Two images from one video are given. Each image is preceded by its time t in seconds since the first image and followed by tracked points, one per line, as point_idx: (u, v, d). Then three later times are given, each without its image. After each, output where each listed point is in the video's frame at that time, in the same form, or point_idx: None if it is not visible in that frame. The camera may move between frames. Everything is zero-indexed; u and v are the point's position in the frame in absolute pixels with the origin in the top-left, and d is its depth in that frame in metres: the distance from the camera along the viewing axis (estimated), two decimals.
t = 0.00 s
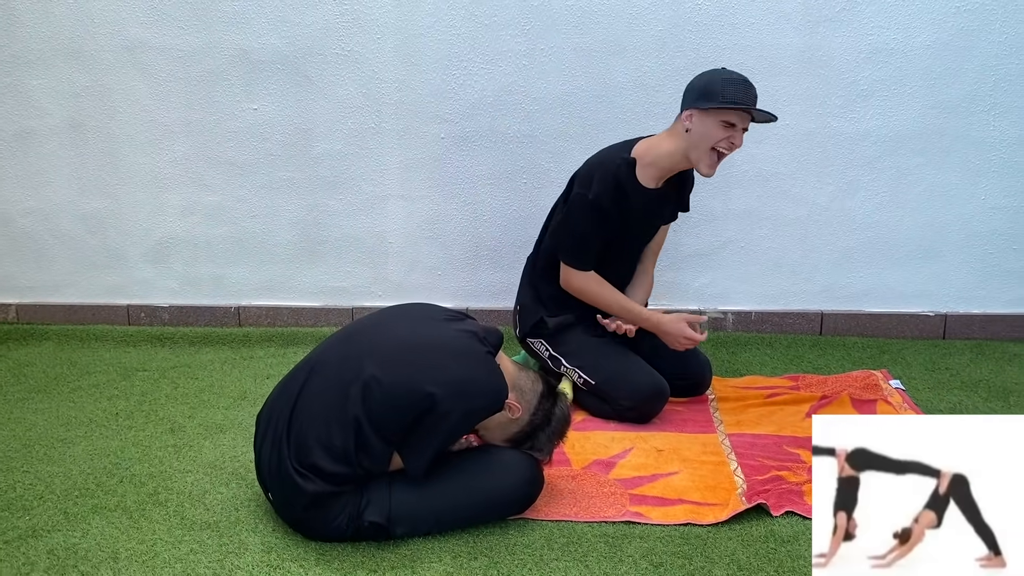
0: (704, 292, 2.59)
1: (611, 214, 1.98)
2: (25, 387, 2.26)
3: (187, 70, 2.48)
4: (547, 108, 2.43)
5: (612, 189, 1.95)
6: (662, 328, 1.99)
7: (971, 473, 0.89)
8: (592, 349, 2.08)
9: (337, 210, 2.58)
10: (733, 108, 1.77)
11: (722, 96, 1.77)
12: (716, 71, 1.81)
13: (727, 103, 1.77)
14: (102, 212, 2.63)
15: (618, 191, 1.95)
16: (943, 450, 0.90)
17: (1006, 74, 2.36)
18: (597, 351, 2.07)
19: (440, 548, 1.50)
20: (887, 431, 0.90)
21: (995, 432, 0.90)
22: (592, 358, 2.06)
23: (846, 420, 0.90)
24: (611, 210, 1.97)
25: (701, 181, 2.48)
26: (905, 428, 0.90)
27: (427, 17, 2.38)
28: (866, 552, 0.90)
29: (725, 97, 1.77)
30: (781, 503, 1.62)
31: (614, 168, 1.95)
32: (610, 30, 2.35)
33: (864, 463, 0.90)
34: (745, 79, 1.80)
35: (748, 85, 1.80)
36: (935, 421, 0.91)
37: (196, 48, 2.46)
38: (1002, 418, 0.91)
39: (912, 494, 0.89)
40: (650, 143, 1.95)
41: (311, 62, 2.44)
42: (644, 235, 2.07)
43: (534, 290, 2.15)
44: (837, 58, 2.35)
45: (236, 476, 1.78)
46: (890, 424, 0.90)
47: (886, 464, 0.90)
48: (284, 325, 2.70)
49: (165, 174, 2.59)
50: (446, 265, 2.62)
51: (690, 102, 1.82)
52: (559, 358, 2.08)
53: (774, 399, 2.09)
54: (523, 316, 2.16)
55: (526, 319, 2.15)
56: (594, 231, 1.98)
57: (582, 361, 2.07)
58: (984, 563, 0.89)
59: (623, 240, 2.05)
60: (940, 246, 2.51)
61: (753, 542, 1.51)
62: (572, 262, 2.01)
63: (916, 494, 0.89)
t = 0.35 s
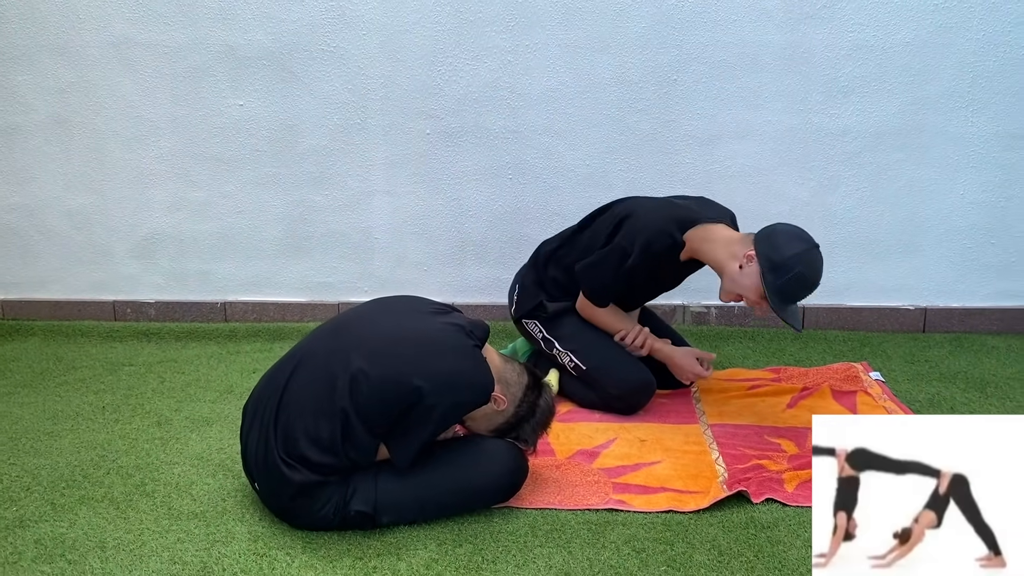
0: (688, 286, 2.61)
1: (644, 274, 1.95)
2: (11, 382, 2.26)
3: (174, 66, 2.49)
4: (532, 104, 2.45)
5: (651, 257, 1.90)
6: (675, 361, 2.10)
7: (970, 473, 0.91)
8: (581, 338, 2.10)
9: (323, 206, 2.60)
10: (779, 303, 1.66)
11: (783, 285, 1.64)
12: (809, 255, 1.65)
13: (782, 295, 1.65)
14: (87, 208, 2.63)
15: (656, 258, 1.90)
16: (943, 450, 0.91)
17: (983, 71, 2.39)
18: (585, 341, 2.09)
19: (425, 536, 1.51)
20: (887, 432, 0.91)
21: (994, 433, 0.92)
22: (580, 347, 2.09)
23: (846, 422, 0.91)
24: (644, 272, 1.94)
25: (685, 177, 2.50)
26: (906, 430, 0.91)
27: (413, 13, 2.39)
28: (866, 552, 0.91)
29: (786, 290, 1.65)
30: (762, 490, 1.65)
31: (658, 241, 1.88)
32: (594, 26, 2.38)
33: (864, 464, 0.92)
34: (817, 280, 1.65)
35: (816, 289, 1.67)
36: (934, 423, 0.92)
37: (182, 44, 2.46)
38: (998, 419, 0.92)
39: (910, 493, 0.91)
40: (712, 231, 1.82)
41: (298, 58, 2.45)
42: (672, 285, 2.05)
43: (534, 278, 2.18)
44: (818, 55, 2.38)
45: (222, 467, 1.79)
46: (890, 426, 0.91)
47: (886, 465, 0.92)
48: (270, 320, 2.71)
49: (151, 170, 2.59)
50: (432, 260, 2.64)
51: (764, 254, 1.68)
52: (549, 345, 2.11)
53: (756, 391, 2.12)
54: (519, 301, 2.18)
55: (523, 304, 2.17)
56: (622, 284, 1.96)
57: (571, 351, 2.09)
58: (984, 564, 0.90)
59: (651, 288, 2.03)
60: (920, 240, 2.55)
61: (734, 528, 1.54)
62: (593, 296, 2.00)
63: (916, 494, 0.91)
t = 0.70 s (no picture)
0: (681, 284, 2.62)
1: (642, 291, 1.96)
2: (3, 380, 2.26)
3: (167, 63, 2.48)
4: (525, 102, 2.46)
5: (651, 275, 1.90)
6: (664, 358, 2.13)
7: (970, 474, 0.89)
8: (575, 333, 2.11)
9: (316, 204, 2.60)
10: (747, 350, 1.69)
11: (754, 335, 1.66)
12: (791, 319, 1.65)
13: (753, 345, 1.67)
14: (80, 205, 2.63)
15: (655, 277, 1.90)
16: (944, 450, 0.90)
17: (974, 69, 2.40)
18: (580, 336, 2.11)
19: (418, 531, 1.51)
20: (887, 431, 0.90)
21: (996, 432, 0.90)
22: (574, 342, 2.10)
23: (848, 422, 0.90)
24: (642, 288, 1.94)
25: (677, 175, 2.51)
26: (906, 429, 0.89)
27: (406, 11, 2.40)
28: (866, 552, 0.90)
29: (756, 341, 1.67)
30: (754, 485, 1.66)
31: (662, 262, 1.88)
32: (587, 24, 2.38)
33: (864, 463, 0.90)
34: (791, 345, 1.66)
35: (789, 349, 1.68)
36: (935, 422, 0.90)
37: (175, 42, 2.46)
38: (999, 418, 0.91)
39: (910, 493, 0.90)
40: (715, 265, 1.84)
41: (291, 55, 2.45)
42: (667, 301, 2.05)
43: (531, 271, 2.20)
44: (810, 53, 2.39)
45: (216, 463, 1.79)
46: (889, 425, 0.90)
47: (886, 464, 0.90)
48: (264, 318, 2.71)
49: (144, 167, 2.59)
50: (426, 257, 2.64)
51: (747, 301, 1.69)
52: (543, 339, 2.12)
53: (749, 387, 2.13)
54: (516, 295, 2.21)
55: (521, 295, 2.19)
56: (620, 296, 1.96)
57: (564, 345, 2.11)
58: (984, 564, 0.89)
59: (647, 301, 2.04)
60: (912, 238, 2.56)
61: (725, 522, 1.55)
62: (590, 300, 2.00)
63: (916, 494, 0.89)
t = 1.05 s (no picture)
0: (687, 290, 2.59)
1: (624, 265, 1.93)
2: None
3: (167, 66, 2.45)
4: (530, 106, 2.43)
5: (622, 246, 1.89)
6: (677, 362, 2.08)
7: (970, 473, 0.91)
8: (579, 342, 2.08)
9: (318, 209, 2.57)
10: (733, 274, 1.62)
11: (735, 258, 1.61)
12: (765, 228, 1.61)
13: (736, 267, 1.62)
14: (80, 210, 2.60)
15: (629, 248, 1.89)
16: (943, 450, 0.92)
17: (986, 74, 2.37)
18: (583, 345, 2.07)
19: (420, 547, 1.48)
20: (887, 432, 0.92)
21: (996, 433, 0.92)
22: (578, 351, 2.06)
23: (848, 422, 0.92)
24: (622, 262, 1.92)
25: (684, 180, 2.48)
26: (907, 429, 0.91)
27: (409, 14, 2.36)
28: (866, 552, 0.92)
29: (739, 262, 1.61)
30: (763, 499, 1.62)
31: (626, 228, 1.86)
32: (592, 28, 2.35)
33: (864, 464, 0.92)
34: (772, 255, 1.61)
35: (775, 263, 1.62)
36: (935, 423, 0.92)
37: (176, 45, 2.43)
38: (1000, 418, 0.92)
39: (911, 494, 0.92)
40: (676, 209, 1.79)
41: (292, 59, 2.42)
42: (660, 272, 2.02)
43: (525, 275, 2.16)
44: (818, 57, 2.36)
45: (214, 475, 1.76)
46: (890, 426, 0.92)
47: (886, 464, 0.92)
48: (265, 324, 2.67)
49: (144, 171, 2.56)
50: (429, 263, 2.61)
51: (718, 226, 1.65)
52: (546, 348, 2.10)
53: (757, 397, 2.09)
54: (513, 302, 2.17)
55: (517, 305, 2.15)
56: (602, 277, 1.95)
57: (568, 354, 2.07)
58: (984, 564, 0.91)
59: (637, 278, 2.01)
60: (921, 245, 2.52)
61: (735, 539, 1.51)
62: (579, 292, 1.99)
63: (916, 494, 0.91)
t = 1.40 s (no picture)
0: (701, 306, 2.53)
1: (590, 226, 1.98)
2: None
3: (172, 75, 2.41)
4: (540, 117, 2.37)
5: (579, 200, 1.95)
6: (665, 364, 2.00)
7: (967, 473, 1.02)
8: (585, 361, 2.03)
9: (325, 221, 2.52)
10: (635, 110, 1.79)
11: (625, 96, 1.81)
12: (646, 69, 1.83)
13: (633, 103, 1.80)
14: (83, 220, 2.56)
15: (585, 202, 1.96)
16: (942, 453, 1.02)
17: (1010, 85, 2.30)
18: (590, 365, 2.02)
19: None
20: (885, 435, 1.03)
21: (991, 432, 1.02)
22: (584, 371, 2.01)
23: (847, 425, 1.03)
24: (580, 219, 1.97)
25: (698, 193, 2.42)
26: (902, 432, 1.03)
27: (418, 23, 2.32)
28: (866, 551, 1.03)
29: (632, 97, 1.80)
30: (781, 531, 1.56)
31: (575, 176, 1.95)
32: (605, 38, 2.29)
33: (864, 464, 1.03)
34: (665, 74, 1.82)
35: (666, 85, 1.80)
36: (931, 425, 1.04)
37: (180, 54, 2.39)
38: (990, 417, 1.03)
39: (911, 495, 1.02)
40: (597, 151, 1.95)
41: (298, 69, 2.38)
42: (625, 240, 2.07)
43: (515, 300, 2.12)
44: (836, 68, 2.30)
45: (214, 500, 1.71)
46: (889, 429, 1.03)
47: (886, 465, 1.03)
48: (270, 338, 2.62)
49: (148, 182, 2.52)
50: (437, 276, 2.56)
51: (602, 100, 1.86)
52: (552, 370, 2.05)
53: (774, 419, 2.04)
54: (511, 325, 2.12)
55: (515, 329, 2.11)
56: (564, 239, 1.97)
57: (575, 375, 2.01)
58: (985, 564, 1.01)
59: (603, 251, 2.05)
60: (942, 260, 2.46)
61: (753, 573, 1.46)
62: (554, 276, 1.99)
63: (916, 494, 1.02)
